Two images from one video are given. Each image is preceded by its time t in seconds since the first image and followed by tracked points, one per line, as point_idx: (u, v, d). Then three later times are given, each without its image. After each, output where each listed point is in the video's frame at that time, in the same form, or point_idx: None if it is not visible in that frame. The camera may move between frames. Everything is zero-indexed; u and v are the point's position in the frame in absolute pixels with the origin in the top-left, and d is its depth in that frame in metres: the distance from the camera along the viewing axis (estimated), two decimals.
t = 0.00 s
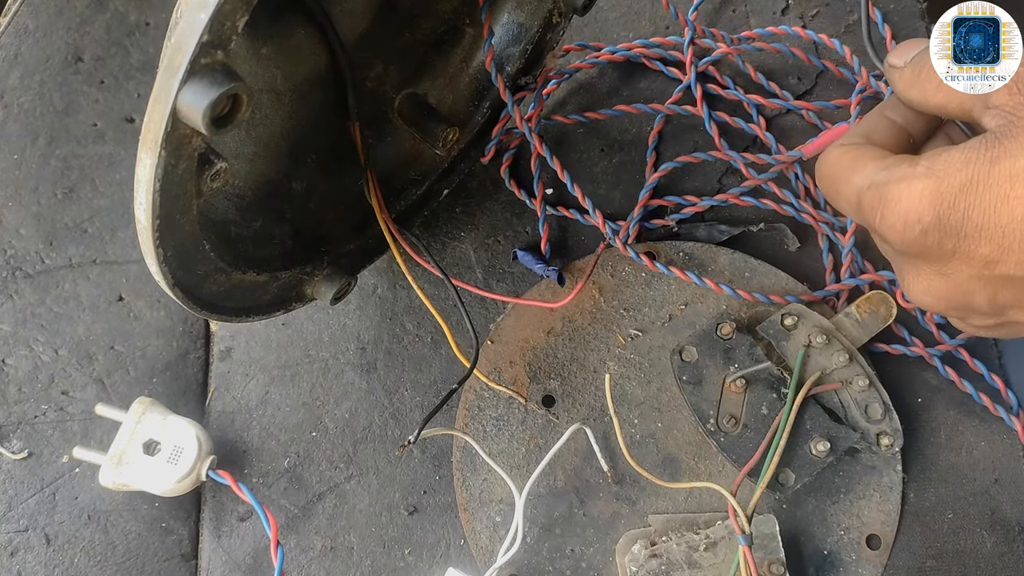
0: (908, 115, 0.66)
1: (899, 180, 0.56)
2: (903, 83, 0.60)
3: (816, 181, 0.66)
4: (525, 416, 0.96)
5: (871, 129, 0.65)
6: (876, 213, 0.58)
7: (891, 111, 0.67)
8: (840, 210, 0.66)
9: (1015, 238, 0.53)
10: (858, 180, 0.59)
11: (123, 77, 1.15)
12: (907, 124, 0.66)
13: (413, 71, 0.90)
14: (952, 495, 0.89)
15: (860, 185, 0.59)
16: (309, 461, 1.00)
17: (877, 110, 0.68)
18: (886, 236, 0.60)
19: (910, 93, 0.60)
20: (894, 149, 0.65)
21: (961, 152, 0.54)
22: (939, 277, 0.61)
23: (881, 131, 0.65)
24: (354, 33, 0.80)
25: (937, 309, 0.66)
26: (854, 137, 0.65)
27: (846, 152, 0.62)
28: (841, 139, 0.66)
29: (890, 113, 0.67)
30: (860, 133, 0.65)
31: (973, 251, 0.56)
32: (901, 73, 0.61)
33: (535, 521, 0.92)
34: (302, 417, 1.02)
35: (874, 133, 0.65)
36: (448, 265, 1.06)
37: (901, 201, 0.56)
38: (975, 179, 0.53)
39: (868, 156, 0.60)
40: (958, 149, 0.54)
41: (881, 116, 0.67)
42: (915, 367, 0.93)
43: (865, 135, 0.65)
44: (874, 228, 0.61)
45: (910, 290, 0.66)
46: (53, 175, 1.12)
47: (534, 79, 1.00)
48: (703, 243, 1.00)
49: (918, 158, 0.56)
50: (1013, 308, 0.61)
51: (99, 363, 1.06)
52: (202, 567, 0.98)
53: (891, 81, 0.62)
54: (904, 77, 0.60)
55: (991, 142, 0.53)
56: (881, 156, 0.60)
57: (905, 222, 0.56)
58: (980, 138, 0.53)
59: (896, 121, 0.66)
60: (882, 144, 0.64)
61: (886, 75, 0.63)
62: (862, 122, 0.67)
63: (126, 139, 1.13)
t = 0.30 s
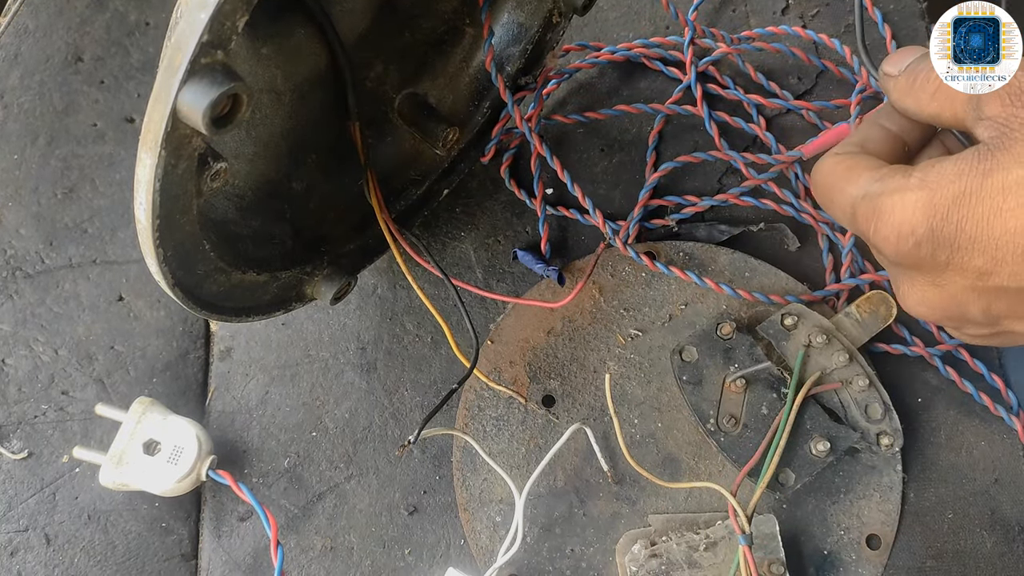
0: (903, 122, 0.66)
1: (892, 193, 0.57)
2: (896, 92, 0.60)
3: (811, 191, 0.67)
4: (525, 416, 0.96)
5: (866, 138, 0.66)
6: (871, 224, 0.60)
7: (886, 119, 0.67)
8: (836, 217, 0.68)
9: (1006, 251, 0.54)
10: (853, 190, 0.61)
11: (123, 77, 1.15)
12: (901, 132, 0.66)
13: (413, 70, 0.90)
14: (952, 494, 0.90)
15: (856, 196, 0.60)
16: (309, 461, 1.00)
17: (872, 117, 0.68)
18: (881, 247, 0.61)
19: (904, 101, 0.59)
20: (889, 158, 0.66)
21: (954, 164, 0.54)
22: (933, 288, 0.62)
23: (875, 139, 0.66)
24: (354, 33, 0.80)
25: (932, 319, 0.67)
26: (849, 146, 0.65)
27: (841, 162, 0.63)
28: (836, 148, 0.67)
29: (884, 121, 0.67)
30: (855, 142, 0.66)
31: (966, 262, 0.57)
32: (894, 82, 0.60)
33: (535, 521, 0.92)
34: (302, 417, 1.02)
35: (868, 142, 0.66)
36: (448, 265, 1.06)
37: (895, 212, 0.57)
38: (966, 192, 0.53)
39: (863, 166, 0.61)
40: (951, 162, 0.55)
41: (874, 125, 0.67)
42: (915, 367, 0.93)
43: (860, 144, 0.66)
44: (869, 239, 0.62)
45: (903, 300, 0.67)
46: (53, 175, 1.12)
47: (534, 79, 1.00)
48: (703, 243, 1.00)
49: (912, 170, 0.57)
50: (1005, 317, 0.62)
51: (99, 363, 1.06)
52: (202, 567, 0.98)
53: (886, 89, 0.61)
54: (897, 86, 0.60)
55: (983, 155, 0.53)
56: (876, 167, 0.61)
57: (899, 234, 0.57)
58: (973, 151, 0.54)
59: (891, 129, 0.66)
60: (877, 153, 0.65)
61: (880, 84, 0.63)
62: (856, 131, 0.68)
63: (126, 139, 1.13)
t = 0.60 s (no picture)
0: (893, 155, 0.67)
1: (879, 230, 0.58)
2: (881, 125, 0.60)
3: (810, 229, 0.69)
4: (525, 415, 0.96)
5: (857, 174, 0.67)
6: (862, 262, 0.60)
7: (877, 154, 0.69)
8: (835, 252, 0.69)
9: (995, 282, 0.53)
10: (844, 228, 0.62)
11: (124, 77, 1.15)
12: (892, 166, 0.67)
13: (413, 70, 0.90)
14: (951, 494, 0.90)
15: (847, 235, 0.62)
16: (309, 461, 1.00)
17: (864, 152, 0.70)
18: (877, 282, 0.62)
19: (889, 135, 0.60)
20: (881, 192, 0.66)
21: (936, 199, 0.54)
22: (932, 320, 0.62)
23: (865, 175, 0.67)
24: (354, 33, 0.80)
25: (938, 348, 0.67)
26: (841, 183, 0.67)
27: (834, 200, 0.64)
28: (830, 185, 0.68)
29: (875, 156, 0.68)
30: (847, 179, 0.67)
31: (959, 293, 0.56)
32: (878, 116, 0.61)
33: (535, 521, 0.92)
34: (302, 417, 1.02)
35: (858, 178, 0.67)
36: (448, 265, 1.06)
37: (883, 250, 0.57)
38: (949, 227, 0.53)
39: (853, 204, 0.63)
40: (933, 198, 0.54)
41: (865, 160, 0.68)
42: (915, 367, 0.93)
43: (851, 181, 0.67)
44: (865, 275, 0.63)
45: (907, 331, 0.67)
46: (53, 175, 1.12)
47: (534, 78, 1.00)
48: (703, 243, 1.00)
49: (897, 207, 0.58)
50: (1010, 343, 0.61)
51: (99, 363, 1.06)
52: (202, 567, 0.98)
53: (871, 122, 0.62)
54: (880, 120, 0.60)
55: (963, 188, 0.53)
56: (866, 204, 0.62)
57: (889, 270, 0.58)
58: (955, 184, 0.54)
59: (882, 164, 0.68)
60: (867, 189, 0.66)
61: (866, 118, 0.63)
62: (848, 167, 0.69)
63: (126, 139, 1.13)
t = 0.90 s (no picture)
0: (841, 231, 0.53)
1: (856, 344, 0.47)
2: (821, 212, 0.48)
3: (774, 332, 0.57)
4: (525, 415, 0.96)
5: (812, 269, 0.53)
6: (849, 377, 0.49)
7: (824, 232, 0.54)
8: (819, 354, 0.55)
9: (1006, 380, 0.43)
10: (821, 342, 0.49)
11: (124, 77, 1.15)
12: (846, 244, 0.53)
13: (413, 69, 0.90)
14: (951, 494, 0.89)
15: (823, 352, 0.49)
16: (309, 461, 1.00)
17: (810, 231, 0.55)
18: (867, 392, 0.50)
19: (834, 222, 0.48)
20: (846, 280, 0.52)
21: (908, 304, 0.44)
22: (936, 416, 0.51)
23: (820, 268, 0.53)
24: (353, 33, 0.80)
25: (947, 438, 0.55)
26: (796, 283, 0.53)
27: (791, 304, 0.52)
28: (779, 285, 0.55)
29: (819, 235, 0.54)
30: (801, 273, 0.53)
31: (959, 395, 0.46)
32: (818, 202, 0.48)
33: (535, 521, 0.92)
34: (302, 417, 1.02)
35: (815, 271, 0.53)
36: (448, 265, 1.06)
37: (867, 365, 0.47)
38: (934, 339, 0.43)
39: (815, 309, 0.50)
40: (908, 309, 0.44)
41: (813, 244, 0.54)
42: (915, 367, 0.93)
43: (808, 279, 0.53)
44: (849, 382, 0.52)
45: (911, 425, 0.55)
46: (53, 175, 1.12)
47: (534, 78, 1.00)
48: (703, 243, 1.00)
49: (863, 316, 0.47)
50: None
51: (99, 363, 1.06)
52: (202, 567, 0.98)
53: (809, 210, 0.50)
54: (821, 206, 0.48)
55: (936, 296, 0.43)
56: (830, 307, 0.50)
57: (882, 385, 0.47)
58: (923, 285, 0.43)
59: (832, 245, 0.53)
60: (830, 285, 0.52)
61: (805, 202, 0.50)
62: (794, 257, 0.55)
63: (127, 139, 1.13)
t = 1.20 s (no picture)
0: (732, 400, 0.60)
1: (808, 539, 0.52)
2: (719, 397, 0.51)
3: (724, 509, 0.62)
4: (525, 415, 0.96)
5: (728, 448, 0.59)
6: (813, 560, 0.54)
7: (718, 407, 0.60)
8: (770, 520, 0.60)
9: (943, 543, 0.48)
10: (775, 535, 0.54)
11: (124, 77, 1.15)
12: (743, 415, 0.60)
13: (413, 70, 0.90)
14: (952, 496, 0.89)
15: (779, 540, 0.54)
16: (309, 461, 1.00)
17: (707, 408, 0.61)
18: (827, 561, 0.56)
19: (735, 405, 0.51)
20: (756, 447, 0.59)
21: (835, 492, 0.49)
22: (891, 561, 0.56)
23: (735, 444, 0.59)
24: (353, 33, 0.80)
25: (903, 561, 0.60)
26: (727, 468, 0.59)
27: (736, 495, 0.57)
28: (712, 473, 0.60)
29: (717, 410, 0.60)
30: (724, 459, 0.59)
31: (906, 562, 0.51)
32: (711, 387, 0.51)
33: (535, 521, 0.92)
34: (302, 417, 1.02)
35: (733, 454, 0.59)
36: (448, 265, 1.06)
37: (825, 554, 0.52)
38: (872, 525, 0.48)
39: (757, 497, 0.55)
40: (837, 500, 0.49)
41: (716, 422, 0.60)
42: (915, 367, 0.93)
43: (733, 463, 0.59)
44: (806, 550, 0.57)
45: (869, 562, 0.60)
46: (53, 175, 1.12)
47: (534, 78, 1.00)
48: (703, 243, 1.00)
49: (801, 504, 0.52)
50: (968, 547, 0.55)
51: (99, 363, 1.06)
52: (202, 568, 0.98)
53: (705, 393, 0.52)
54: (720, 394, 0.50)
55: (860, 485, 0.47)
56: (768, 490, 0.55)
57: (840, 567, 0.52)
58: (843, 474, 0.48)
59: (732, 416, 0.60)
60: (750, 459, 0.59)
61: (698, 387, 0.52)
62: (706, 437, 0.61)
63: (126, 139, 1.13)
